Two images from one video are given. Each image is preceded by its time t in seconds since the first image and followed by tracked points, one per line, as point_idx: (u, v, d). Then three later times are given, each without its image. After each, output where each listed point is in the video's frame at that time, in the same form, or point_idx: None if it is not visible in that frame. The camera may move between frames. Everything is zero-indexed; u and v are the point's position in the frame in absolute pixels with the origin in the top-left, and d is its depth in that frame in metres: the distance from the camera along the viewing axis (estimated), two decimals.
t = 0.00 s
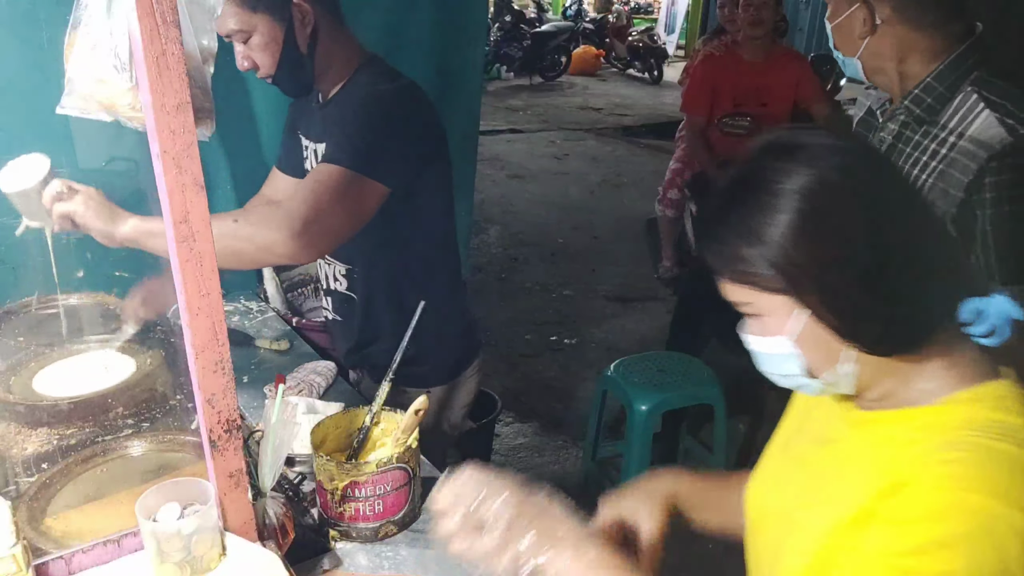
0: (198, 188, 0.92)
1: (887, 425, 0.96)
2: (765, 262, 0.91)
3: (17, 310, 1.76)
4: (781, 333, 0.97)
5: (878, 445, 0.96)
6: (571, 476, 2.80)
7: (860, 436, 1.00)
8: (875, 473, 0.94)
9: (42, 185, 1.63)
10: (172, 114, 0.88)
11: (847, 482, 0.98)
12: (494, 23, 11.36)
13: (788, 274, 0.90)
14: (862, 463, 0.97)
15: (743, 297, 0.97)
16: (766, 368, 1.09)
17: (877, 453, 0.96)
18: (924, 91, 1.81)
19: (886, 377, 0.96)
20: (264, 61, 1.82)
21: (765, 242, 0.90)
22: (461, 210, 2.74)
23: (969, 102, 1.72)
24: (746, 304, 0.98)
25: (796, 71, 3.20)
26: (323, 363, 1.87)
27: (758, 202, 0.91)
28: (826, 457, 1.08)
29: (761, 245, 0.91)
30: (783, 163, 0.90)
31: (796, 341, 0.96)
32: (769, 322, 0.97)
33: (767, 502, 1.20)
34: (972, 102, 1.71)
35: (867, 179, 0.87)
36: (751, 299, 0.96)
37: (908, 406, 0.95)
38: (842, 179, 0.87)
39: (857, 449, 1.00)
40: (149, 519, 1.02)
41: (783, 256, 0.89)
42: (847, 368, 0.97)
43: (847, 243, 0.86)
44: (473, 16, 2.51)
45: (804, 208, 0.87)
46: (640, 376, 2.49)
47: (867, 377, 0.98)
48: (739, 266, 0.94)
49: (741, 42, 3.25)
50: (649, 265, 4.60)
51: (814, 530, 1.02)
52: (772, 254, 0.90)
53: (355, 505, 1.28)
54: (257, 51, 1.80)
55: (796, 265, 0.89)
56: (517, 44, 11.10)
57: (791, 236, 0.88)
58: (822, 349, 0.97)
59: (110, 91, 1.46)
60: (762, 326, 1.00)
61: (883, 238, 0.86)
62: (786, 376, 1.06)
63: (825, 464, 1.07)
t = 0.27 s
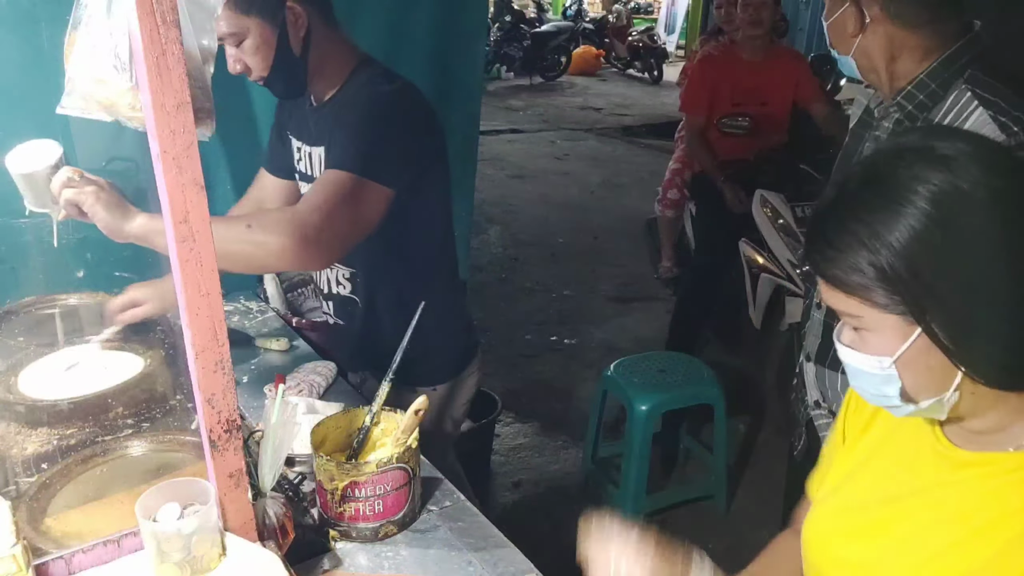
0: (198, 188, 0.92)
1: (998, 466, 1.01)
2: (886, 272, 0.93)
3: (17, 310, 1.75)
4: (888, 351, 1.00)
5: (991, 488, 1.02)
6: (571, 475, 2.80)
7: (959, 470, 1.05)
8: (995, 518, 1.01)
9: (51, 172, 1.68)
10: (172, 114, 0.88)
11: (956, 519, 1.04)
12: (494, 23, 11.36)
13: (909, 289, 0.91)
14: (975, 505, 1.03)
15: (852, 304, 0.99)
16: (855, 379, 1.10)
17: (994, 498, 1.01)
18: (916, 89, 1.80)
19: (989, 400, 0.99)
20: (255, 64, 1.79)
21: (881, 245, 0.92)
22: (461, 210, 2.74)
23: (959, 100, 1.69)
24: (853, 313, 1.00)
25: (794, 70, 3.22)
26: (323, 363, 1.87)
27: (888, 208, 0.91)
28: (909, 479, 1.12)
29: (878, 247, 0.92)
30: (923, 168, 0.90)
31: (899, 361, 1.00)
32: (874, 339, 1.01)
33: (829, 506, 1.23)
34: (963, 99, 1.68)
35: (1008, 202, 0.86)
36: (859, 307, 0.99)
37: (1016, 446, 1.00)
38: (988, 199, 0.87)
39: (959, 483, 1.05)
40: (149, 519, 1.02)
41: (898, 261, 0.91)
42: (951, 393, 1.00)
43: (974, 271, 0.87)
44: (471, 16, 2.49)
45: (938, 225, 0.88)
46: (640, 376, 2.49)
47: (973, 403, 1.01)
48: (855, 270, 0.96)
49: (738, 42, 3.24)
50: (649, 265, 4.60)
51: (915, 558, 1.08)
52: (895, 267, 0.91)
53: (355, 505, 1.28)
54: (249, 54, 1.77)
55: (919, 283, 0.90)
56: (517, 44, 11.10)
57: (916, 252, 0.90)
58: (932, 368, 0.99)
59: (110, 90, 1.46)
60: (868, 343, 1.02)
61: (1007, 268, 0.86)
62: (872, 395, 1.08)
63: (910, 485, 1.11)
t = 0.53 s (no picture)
0: (198, 188, 0.92)
1: (910, 449, 0.89)
2: (822, 262, 0.82)
3: (17, 310, 1.76)
4: (823, 337, 0.90)
5: (900, 476, 0.89)
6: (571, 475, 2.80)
7: (883, 458, 0.92)
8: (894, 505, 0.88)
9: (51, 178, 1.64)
10: (172, 113, 0.88)
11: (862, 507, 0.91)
12: (494, 23, 11.36)
13: (842, 281, 0.81)
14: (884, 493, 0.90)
15: (782, 289, 0.89)
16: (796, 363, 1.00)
17: (899, 486, 0.88)
18: (942, 91, 1.83)
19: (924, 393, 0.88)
20: (247, 73, 1.81)
21: (822, 234, 0.81)
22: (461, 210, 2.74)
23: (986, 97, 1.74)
24: (786, 300, 0.89)
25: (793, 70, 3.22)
26: (323, 363, 1.87)
27: (824, 197, 0.80)
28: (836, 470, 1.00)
29: (818, 236, 0.81)
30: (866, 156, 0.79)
31: (838, 347, 0.89)
32: (810, 325, 0.90)
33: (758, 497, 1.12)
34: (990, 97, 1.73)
35: (949, 190, 0.76)
36: (791, 293, 0.88)
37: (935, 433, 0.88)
38: (926, 186, 0.76)
39: (875, 470, 0.92)
40: (148, 519, 1.02)
41: (838, 253, 0.80)
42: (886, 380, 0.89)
43: (910, 263, 0.76)
44: (473, 15, 2.48)
45: (875, 215, 0.77)
46: (640, 376, 2.49)
47: (910, 392, 0.89)
48: (787, 259, 0.85)
49: (738, 43, 3.25)
50: (649, 265, 4.60)
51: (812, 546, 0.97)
52: (831, 257, 0.80)
53: (355, 505, 1.28)
54: (238, 62, 1.79)
55: (854, 275, 0.79)
56: (517, 44, 11.10)
57: (853, 244, 0.78)
58: (869, 357, 0.89)
59: (110, 91, 1.45)
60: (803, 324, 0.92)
61: (943, 263, 0.75)
62: (814, 378, 0.98)
63: (833, 477, 1.00)
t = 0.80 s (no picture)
0: (198, 188, 0.92)
1: (834, 423, 0.93)
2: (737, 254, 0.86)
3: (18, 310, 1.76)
4: (745, 322, 0.94)
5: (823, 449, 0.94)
6: (571, 475, 2.80)
7: (808, 433, 0.97)
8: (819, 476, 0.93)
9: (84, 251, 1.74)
10: (172, 114, 0.88)
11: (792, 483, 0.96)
12: (494, 23, 11.35)
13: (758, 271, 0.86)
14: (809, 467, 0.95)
15: (705, 281, 0.93)
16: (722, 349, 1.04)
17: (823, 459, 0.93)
18: (964, 90, 1.85)
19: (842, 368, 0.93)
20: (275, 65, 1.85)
21: (733, 228, 0.85)
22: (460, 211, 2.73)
23: (1003, 91, 1.83)
24: (710, 291, 0.94)
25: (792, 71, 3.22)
26: (323, 363, 1.87)
27: (733, 193, 0.85)
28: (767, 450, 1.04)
29: (730, 229, 0.86)
30: (766, 152, 0.85)
31: (756, 330, 0.93)
32: (732, 313, 0.94)
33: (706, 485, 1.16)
34: (1006, 90, 1.82)
35: (841, 179, 0.82)
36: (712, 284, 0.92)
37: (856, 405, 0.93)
38: (820, 178, 0.82)
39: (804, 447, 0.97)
40: (148, 519, 1.02)
41: (749, 244, 0.84)
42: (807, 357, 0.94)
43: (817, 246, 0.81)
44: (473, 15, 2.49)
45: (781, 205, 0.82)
46: (640, 376, 2.49)
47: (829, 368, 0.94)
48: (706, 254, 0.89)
49: (737, 43, 3.25)
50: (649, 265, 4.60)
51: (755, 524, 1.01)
52: (745, 248, 0.85)
53: (355, 505, 1.28)
54: (270, 54, 1.82)
55: (766, 264, 0.84)
56: (516, 44, 11.09)
57: (763, 235, 0.83)
58: (787, 339, 0.93)
59: (110, 91, 1.45)
60: (726, 314, 0.96)
61: (846, 243, 0.81)
62: (740, 363, 1.02)
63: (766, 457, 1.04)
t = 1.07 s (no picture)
0: (198, 188, 0.92)
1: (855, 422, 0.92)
2: (766, 252, 0.86)
3: (18, 310, 1.76)
4: (772, 321, 0.93)
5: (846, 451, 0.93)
6: (571, 475, 2.80)
7: (830, 431, 0.96)
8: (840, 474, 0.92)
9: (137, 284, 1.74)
10: (172, 114, 0.88)
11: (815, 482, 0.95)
12: (494, 23, 11.35)
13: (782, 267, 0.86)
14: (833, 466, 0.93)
15: (730, 279, 0.94)
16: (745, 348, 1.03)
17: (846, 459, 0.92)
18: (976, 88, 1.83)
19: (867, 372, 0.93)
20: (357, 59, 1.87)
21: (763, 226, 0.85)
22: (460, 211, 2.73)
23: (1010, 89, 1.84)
24: (738, 290, 0.94)
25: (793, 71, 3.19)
26: (323, 363, 1.87)
27: (760, 191, 0.86)
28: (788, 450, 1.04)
29: (760, 227, 0.86)
30: (796, 149, 0.85)
31: (783, 330, 0.93)
32: (758, 311, 0.94)
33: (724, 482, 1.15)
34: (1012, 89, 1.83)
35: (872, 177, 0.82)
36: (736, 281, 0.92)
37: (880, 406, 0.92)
38: (852, 178, 0.82)
39: (825, 446, 0.96)
40: (148, 519, 1.02)
41: (779, 243, 0.84)
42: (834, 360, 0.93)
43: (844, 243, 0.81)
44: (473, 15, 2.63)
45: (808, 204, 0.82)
46: (640, 376, 2.49)
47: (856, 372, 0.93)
48: (730, 251, 0.90)
49: (737, 43, 3.26)
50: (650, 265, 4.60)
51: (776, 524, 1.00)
52: (774, 246, 0.85)
53: (355, 505, 1.28)
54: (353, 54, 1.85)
55: (790, 262, 0.84)
56: (517, 44, 11.08)
57: (791, 232, 0.83)
58: (815, 340, 0.92)
59: (110, 91, 1.45)
60: (753, 312, 0.95)
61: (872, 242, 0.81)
62: (762, 362, 1.00)
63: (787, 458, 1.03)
